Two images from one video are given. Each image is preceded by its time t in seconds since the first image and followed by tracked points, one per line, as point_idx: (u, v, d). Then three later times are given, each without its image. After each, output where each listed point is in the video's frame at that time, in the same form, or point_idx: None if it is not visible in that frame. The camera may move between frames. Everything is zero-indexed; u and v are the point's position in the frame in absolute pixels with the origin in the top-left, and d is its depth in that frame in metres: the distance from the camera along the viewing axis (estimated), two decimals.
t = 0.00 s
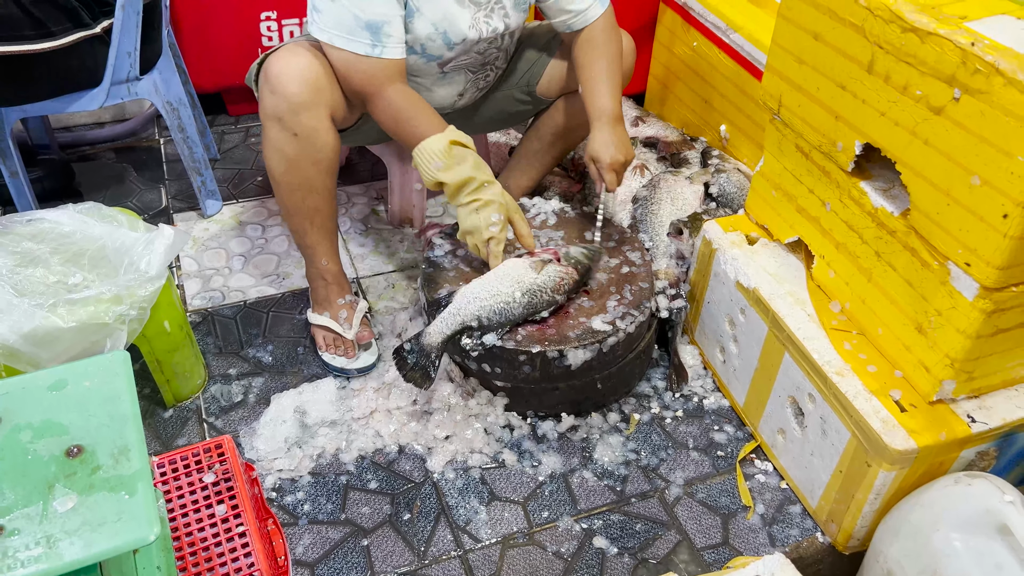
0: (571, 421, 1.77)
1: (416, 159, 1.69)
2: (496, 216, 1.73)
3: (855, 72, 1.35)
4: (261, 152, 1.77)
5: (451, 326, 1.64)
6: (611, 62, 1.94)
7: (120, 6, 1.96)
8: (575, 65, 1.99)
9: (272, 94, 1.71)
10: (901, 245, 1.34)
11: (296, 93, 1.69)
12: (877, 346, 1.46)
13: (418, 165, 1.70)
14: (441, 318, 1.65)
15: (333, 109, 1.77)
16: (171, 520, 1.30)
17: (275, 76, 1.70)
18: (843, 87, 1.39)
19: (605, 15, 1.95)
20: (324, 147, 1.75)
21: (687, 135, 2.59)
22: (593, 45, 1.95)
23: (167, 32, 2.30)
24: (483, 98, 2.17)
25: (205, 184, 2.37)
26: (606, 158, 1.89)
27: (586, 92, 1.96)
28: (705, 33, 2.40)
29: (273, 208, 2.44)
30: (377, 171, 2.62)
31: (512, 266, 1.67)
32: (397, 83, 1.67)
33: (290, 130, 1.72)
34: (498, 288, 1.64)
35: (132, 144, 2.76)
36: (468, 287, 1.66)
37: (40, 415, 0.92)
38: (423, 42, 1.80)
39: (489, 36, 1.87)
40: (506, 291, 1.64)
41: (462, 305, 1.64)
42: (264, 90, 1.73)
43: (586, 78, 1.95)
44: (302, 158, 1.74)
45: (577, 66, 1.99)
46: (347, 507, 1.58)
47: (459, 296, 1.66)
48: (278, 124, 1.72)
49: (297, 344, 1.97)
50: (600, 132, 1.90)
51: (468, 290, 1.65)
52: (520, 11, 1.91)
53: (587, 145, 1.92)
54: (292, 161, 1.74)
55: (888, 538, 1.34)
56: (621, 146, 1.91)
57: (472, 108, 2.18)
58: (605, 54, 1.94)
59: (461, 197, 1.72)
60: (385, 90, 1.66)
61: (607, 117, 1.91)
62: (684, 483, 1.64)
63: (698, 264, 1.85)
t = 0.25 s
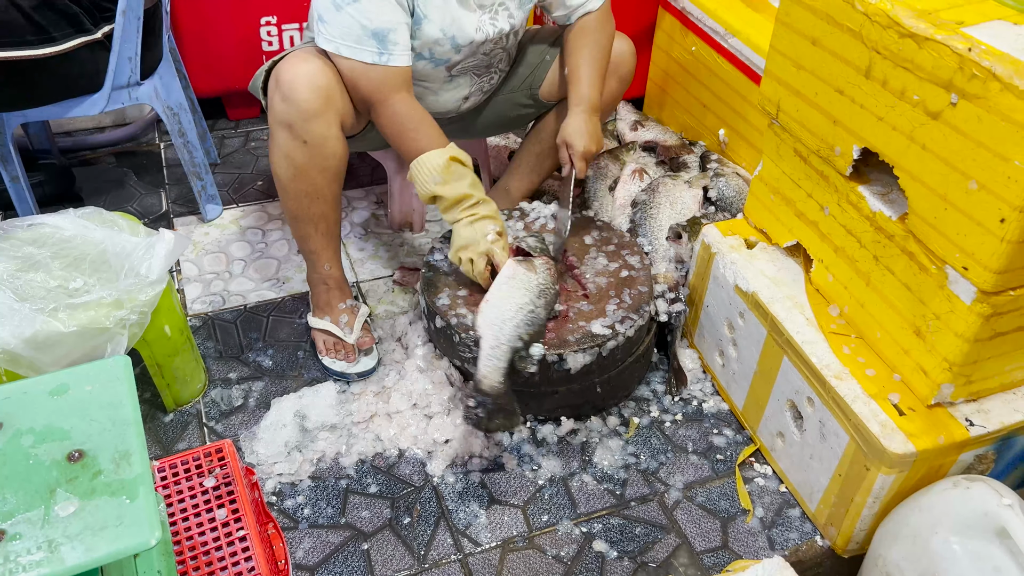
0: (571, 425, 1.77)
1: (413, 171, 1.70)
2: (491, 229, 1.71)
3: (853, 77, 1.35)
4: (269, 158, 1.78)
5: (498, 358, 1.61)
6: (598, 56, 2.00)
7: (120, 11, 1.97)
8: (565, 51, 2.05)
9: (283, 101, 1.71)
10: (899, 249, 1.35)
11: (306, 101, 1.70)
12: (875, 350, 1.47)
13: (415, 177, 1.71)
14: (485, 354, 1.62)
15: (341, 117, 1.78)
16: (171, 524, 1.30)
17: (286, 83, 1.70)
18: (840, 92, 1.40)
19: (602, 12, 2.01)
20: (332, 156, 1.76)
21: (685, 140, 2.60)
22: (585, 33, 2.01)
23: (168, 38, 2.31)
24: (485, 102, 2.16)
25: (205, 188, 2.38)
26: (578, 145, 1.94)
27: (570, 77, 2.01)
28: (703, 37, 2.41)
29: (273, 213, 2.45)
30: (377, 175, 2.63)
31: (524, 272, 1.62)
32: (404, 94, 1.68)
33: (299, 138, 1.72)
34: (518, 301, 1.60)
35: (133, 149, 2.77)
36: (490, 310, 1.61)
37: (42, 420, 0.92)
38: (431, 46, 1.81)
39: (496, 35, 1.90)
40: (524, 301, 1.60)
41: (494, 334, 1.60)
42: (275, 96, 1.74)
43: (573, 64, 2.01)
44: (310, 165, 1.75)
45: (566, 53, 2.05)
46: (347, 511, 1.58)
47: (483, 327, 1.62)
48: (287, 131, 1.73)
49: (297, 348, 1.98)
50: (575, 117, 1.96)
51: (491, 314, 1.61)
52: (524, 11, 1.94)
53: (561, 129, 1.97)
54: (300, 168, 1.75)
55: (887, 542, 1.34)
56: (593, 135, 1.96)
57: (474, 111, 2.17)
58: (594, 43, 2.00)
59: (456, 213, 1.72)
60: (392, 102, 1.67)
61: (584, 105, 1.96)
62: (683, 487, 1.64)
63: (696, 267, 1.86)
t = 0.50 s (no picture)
0: (571, 428, 1.77)
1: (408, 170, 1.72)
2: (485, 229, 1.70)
3: (852, 81, 1.36)
4: (267, 162, 1.78)
5: (527, 363, 1.60)
6: (588, 39, 2.04)
7: (120, 16, 1.97)
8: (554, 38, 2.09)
9: (281, 105, 1.72)
10: (898, 252, 1.35)
11: (305, 105, 1.71)
12: (874, 353, 1.47)
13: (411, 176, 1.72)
14: (512, 362, 1.60)
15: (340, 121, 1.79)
16: (172, 527, 1.30)
17: (285, 87, 1.72)
18: (839, 95, 1.40)
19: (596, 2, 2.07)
20: (330, 160, 1.76)
21: (684, 143, 2.61)
22: (572, 18, 2.05)
23: (168, 42, 2.31)
24: (483, 107, 2.17)
25: (205, 192, 2.38)
26: (571, 123, 1.95)
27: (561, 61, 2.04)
28: (702, 41, 2.42)
29: (273, 216, 2.45)
30: (376, 179, 2.63)
31: (531, 274, 1.66)
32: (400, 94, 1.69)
33: (297, 142, 1.73)
34: (531, 304, 1.63)
35: (133, 152, 2.77)
36: (506, 319, 1.62)
37: (43, 423, 0.92)
38: (429, 49, 1.81)
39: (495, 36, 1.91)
40: (536, 303, 1.63)
41: (516, 341, 1.60)
42: (274, 100, 1.75)
43: (562, 47, 2.04)
44: (309, 169, 1.75)
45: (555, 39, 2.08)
46: (348, 514, 1.58)
47: (503, 336, 1.62)
48: (285, 135, 1.73)
49: (298, 352, 1.98)
50: (567, 97, 1.98)
51: (508, 323, 1.62)
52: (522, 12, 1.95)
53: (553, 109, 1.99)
54: (299, 172, 1.75)
55: (886, 544, 1.34)
56: (584, 115, 1.98)
57: (473, 116, 2.18)
58: (583, 26, 2.04)
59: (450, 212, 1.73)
60: (389, 100, 1.69)
61: (576, 85, 1.99)
62: (683, 489, 1.65)
63: (695, 270, 1.86)
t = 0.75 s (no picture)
0: (571, 431, 1.77)
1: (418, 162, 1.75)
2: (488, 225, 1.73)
3: (851, 83, 1.36)
4: (270, 165, 1.78)
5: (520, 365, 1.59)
6: (584, 40, 2.04)
7: (120, 19, 1.98)
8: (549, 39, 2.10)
9: (286, 108, 1.72)
10: (898, 255, 1.35)
11: (310, 109, 1.71)
12: (874, 355, 1.47)
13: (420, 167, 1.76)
14: (505, 362, 1.59)
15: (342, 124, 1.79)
16: (172, 531, 1.30)
17: (289, 90, 1.72)
18: (838, 98, 1.40)
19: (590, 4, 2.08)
20: (334, 163, 1.76)
21: (683, 145, 2.61)
22: (567, 19, 2.06)
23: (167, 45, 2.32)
24: (481, 108, 2.17)
25: (203, 195, 2.38)
26: (571, 125, 1.96)
27: (557, 61, 2.05)
28: (701, 44, 2.42)
29: (272, 219, 2.45)
30: (375, 182, 2.64)
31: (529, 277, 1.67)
32: (406, 85, 1.69)
33: (302, 145, 1.73)
34: (528, 306, 1.62)
35: (132, 156, 2.77)
36: (502, 321, 1.62)
37: (43, 427, 0.92)
38: (428, 41, 1.82)
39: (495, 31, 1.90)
40: (533, 306, 1.63)
41: (511, 342, 1.60)
42: (278, 103, 1.74)
43: (558, 48, 2.04)
44: (313, 173, 1.75)
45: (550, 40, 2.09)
46: (347, 517, 1.58)
47: (498, 334, 1.61)
48: (289, 138, 1.73)
49: (297, 355, 1.98)
50: (566, 97, 1.99)
51: (504, 324, 1.62)
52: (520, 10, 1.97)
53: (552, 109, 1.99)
54: (302, 175, 1.75)
55: (886, 546, 1.35)
56: (583, 117, 1.98)
57: (470, 117, 2.18)
58: (579, 28, 2.04)
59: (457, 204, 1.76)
60: (395, 92, 1.69)
61: (574, 85, 2.00)
62: (683, 492, 1.65)
63: (695, 273, 1.86)
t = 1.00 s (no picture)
0: (570, 434, 1.77)
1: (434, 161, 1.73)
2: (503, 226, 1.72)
3: (849, 87, 1.37)
4: (280, 169, 1.77)
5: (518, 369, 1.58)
6: (580, 45, 2.05)
7: (119, 23, 1.98)
8: (544, 45, 2.10)
9: (301, 113, 1.72)
10: (896, 258, 1.35)
11: (326, 114, 1.71)
12: (873, 358, 1.47)
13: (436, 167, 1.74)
14: (503, 365, 1.59)
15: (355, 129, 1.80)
16: (171, 536, 1.29)
17: (305, 95, 1.72)
18: (836, 102, 1.41)
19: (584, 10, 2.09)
20: (346, 169, 1.77)
21: (681, 148, 2.61)
22: (562, 24, 2.06)
23: (166, 50, 2.32)
24: (482, 108, 2.18)
25: (202, 200, 2.38)
26: (571, 129, 1.95)
27: (554, 66, 2.05)
28: (699, 47, 2.43)
29: (270, 223, 2.45)
30: (374, 185, 2.64)
31: (530, 280, 1.67)
32: (421, 88, 1.70)
33: (316, 151, 1.73)
34: (530, 309, 1.63)
35: (130, 160, 2.77)
36: (504, 323, 1.62)
37: (41, 433, 0.94)
38: (436, 44, 1.83)
39: (499, 32, 1.90)
40: (535, 309, 1.64)
41: (511, 344, 1.60)
42: (292, 106, 1.74)
43: (555, 53, 2.04)
44: (325, 178, 1.76)
45: (545, 45, 2.09)
46: (346, 522, 1.58)
47: (499, 338, 1.61)
48: (304, 143, 1.73)
49: (296, 359, 1.97)
50: (564, 102, 1.98)
51: (505, 326, 1.62)
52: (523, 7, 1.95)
53: (551, 114, 1.98)
54: (314, 180, 1.75)
55: (886, 550, 1.35)
56: (581, 121, 1.98)
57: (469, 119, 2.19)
58: (574, 33, 2.05)
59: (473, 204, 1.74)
60: (410, 95, 1.69)
61: (572, 90, 1.99)
62: (682, 496, 1.65)
63: (693, 276, 1.87)
